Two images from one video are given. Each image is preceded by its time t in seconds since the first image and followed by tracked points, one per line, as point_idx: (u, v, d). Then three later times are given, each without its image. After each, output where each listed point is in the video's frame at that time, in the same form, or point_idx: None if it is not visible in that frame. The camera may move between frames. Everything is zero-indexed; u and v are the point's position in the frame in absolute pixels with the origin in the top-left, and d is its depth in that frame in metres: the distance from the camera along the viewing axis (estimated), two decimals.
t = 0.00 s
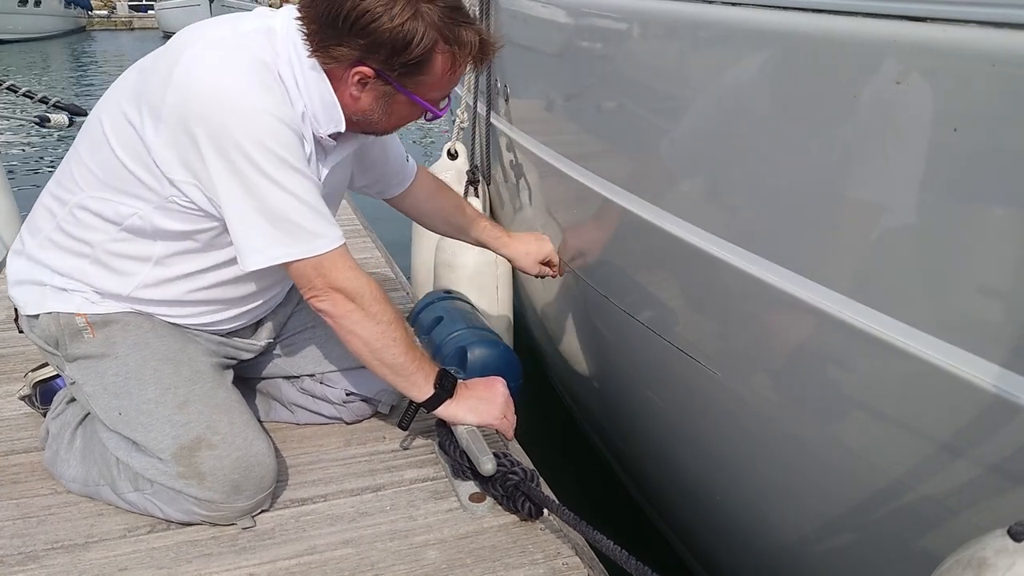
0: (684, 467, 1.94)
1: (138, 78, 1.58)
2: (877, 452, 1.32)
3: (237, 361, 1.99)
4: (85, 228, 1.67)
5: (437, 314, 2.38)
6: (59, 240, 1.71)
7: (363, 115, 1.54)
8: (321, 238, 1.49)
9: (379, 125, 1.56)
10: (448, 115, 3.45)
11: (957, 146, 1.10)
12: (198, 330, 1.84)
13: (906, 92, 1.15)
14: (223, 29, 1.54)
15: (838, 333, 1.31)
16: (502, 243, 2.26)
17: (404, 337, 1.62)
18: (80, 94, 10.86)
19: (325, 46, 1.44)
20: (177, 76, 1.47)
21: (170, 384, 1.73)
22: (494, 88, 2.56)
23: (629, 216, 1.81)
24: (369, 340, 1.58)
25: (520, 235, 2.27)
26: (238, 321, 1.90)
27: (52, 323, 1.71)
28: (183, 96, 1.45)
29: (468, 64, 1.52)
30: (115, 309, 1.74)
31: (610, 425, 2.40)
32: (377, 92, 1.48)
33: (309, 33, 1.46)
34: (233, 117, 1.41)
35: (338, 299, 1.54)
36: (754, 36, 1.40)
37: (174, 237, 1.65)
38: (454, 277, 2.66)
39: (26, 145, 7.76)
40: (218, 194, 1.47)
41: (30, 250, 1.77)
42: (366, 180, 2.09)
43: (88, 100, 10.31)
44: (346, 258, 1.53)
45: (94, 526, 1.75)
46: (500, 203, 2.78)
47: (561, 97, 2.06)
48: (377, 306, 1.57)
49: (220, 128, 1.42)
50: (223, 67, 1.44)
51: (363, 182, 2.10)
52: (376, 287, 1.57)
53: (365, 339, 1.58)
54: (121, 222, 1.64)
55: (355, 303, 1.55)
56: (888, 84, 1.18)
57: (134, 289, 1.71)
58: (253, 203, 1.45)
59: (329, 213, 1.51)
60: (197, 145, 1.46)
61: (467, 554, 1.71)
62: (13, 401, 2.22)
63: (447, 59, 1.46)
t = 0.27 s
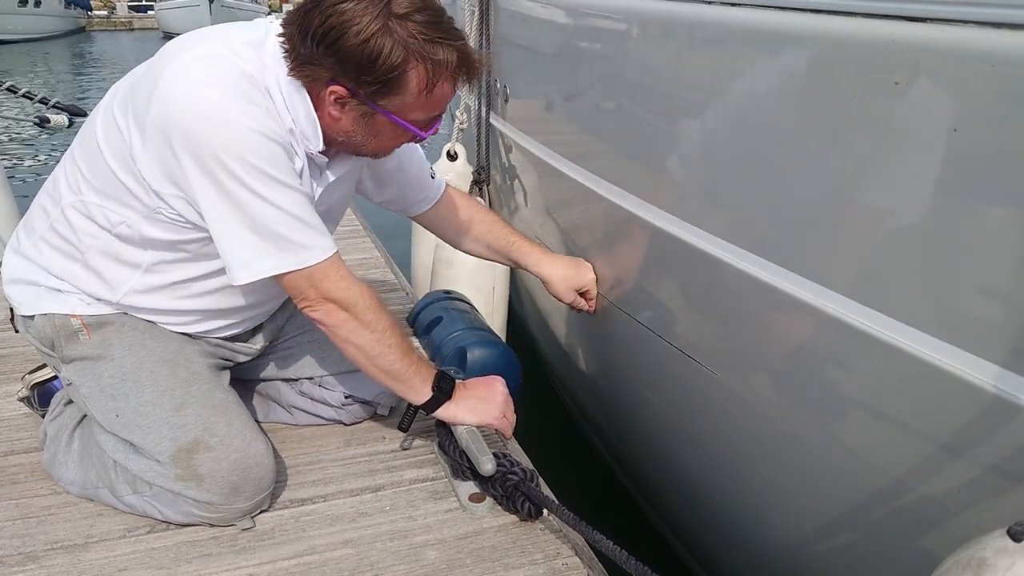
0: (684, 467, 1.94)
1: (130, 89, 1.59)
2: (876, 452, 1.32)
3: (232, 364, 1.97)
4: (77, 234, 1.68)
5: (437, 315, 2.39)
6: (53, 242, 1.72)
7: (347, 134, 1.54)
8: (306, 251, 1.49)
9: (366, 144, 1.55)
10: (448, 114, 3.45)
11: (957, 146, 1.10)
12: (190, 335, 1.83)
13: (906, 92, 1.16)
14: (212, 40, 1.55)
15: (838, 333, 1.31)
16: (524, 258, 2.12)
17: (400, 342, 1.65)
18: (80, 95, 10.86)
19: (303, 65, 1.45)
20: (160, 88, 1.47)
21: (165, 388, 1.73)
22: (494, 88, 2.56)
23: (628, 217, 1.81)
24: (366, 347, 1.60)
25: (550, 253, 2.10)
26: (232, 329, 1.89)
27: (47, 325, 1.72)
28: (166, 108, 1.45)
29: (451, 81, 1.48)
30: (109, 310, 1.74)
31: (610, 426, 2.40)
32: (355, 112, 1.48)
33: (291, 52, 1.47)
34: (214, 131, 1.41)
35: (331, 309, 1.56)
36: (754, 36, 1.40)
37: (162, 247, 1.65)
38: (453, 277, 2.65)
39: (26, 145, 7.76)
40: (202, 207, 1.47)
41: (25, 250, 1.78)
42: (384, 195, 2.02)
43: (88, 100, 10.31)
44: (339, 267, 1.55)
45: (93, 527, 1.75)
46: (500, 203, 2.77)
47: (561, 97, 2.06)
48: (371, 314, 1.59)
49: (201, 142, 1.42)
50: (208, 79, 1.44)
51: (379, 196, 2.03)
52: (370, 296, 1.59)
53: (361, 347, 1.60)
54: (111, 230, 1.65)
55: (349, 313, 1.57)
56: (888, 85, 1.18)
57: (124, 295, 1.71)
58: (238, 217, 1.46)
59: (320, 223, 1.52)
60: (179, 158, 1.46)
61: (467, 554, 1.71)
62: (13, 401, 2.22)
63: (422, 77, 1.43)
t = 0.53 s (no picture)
0: (684, 468, 1.94)
1: (130, 94, 1.60)
2: (876, 452, 1.32)
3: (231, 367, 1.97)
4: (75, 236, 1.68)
5: (437, 315, 2.39)
6: (53, 241, 1.72)
7: (335, 152, 1.52)
8: (299, 260, 1.50)
9: (355, 162, 1.53)
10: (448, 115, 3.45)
11: (957, 147, 1.10)
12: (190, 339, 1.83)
13: (906, 92, 1.16)
14: (210, 48, 1.56)
15: (838, 333, 1.31)
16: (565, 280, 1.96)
17: (399, 346, 1.65)
18: (80, 95, 10.86)
19: (286, 80, 1.45)
20: (155, 95, 1.48)
21: (166, 387, 1.73)
22: (494, 88, 2.56)
23: (628, 217, 1.81)
24: (363, 352, 1.61)
25: (595, 281, 1.92)
26: (232, 333, 1.88)
27: (47, 324, 1.72)
28: (160, 115, 1.45)
29: (432, 95, 1.43)
30: (109, 310, 1.74)
31: (610, 426, 2.40)
32: (337, 127, 1.46)
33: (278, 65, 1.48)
34: (206, 140, 1.42)
35: (327, 316, 1.57)
36: (754, 36, 1.40)
37: (158, 251, 1.66)
38: (453, 277, 2.65)
39: (26, 145, 7.76)
40: (195, 215, 1.48)
41: (26, 249, 1.78)
42: (401, 205, 2.01)
43: (88, 100, 10.32)
44: (335, 274, 1.56)
45: (93, 527, 1.75)
46: (500, 204, 2.77)
47: (561, 97, 2.06)
48: (369, 320, 1.59)
49: (194, 151, 1.43)
50: (202, 88, 1.44)
51: (395, 205, 2.02)
52: (367, 302, 1.59)
53: (358, 352, 1.61)
54: (109, 233, 1.65)
55: (344, 320, 1.57)
56: (888, 85, 1.18)
57: (122, 297, 1.71)
58: (230, 225, 1.47)
59: (317, 231, 1.53)
60: (172, 166, 1.47)
61: (467, 554, 1.71)
62: (13, 401, 2.22)
63: (397, 90, 1.39)
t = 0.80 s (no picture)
0: (684, 468, 1.94)
1: (137, 92, 1.61)
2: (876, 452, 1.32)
3: (230, 368, 1.97)
4: (78, 233, 1.69)
5: (437, 316, 2.39)
6: (55, 238, 1.73)
7: (336, 157, 1.52)
8: (300, 261, 1.51)
9: (356, 167, 1.52)
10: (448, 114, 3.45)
11: (957, 146, 1.10)
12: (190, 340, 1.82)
13: (906, 91, 1.15)
14: (218, 47, 1.56)
15: (838, 332, 1.31)
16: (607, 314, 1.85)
17: (399, 348, 1.65)
18: (80, 95, 10.86)
19: (284, 86, 1.46)
20: (160, 91, 1.48)
21: (166, 386, 1.73)
22: (494, 88, 2.55)
23: (628, 217, 1.81)
24: (363, 354, 1.61)
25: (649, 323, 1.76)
26: (233, 335, 1.88)
27: (47, 323, 1.72)
28: (164, 111, 1.45)
29: (427, 96, 1.42)
30: (109, 309, 1.74)
31: (610, 426, 2.40)
32: (336, 131, 1.46)
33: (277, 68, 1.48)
34: (208, 138, 1.42)
35: (327, 317, 1.57)
36: (754, 36, 1.39)
37: (160, 249, 1.66)
38: (453, 277, 2.65)
39: (26, 145, 7.76)
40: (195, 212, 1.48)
41: (28, 244, 1.79)
42: (420, 209, 1.97)
43: (88, 100, 10.31)
44: (336, 275, 1.56)
45: (93, 527, 1.75)
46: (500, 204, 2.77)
47: (561, 97, 2.06)
48: (370, 322, 1.59)
49: (195, 148, 1.43)
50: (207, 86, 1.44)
51: (414, 208, 1.98)
52: (368, 303, 1.59)
53: (358, 353, 1.61)
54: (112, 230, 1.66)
55: (344, 321, 1.57)
56: (888, 84, 1.18)
57: (122, 296, 1.71)
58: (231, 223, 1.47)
59: (318, 232, 1.53)
60: (174, 163, 1.47)
61: (467, 554, 1.71)
62: (13, 401, 2.22)
63: (391, 91, 1.39)
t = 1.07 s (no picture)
0: (684, 468, 1.94)
1: (138, 92, 1.61)
2: (876, 452, 1.32)
3: (230, 368, 1.97)
4: (78, 234, 1.69)
5: (437, 316, 2.38)
6: (56, 239, 1.73)
7: (337, 155, 1.52)
8: (302, 260, 1.51)
9: (358, 166, 1.52)
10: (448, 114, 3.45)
11: (957, 146, 1.10)
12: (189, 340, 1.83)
13: (907, 91, 1.15)
14: (217, 46, 1.55)
15: (838, 332, 1.31)
16: (600, 319, 1.86)
17: (400, 347, 1.65)
18: (81, 94, 10.85)
19: (285, 84, 1.46)
20: (161, 91, 1.47)
21: (166, 386, 1.73)
22: (494, 88, 2.55)
23: (628, 217, 1.81)
24: (364, 353, 1.61)
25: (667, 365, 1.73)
26: (232, 336, 1.88)
27: (46, 323, 1.72)
28: (165, 112, 1.45)
29: (427, 94, 1.42)
30: (109, 309, 1.74)
31: (610, 426, 2.40)
32: (337, 130, 1.46)
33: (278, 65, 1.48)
34: (209, 137, 1.42)
35: (328, 316, 1.57)
36: (754, 36, 1.39)
37: (161, 249, 1.66)
38: (453, 277, 2.65)
39: (26, 145, 7.76)
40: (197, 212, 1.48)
41: (28, 245, 1.79)
42: (420, 205, 1.95)
43: (88, 100, 10.31)
44: (336, 274, 1.56)
45: (93, 527, 1.75)
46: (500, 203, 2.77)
47: (561, 97, 2.06)
48: (370, 321, 1.59)
49: (196, 148, 1.43)
50: (207, 85, 1.44)
51: (414, 204, 1.96)
52: (368, 302, 1.59)
53: (359, 352, 1.61)
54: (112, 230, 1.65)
55: (345, 320, 1.57)
56: (888, 84, 1.18)
57: (122, 297, 1.72)
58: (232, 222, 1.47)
59: (319, 231, 1.53)
60: (175, 162, 1.47)
61: (467, 554, 1.71)
62: (12, 401, 2.22)
63: (391, 90, 1.39)
